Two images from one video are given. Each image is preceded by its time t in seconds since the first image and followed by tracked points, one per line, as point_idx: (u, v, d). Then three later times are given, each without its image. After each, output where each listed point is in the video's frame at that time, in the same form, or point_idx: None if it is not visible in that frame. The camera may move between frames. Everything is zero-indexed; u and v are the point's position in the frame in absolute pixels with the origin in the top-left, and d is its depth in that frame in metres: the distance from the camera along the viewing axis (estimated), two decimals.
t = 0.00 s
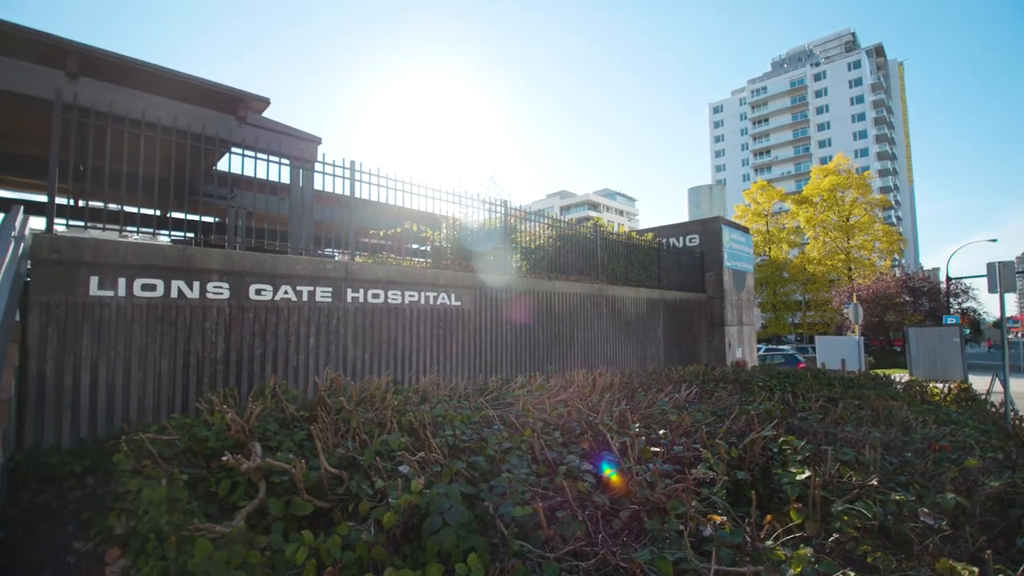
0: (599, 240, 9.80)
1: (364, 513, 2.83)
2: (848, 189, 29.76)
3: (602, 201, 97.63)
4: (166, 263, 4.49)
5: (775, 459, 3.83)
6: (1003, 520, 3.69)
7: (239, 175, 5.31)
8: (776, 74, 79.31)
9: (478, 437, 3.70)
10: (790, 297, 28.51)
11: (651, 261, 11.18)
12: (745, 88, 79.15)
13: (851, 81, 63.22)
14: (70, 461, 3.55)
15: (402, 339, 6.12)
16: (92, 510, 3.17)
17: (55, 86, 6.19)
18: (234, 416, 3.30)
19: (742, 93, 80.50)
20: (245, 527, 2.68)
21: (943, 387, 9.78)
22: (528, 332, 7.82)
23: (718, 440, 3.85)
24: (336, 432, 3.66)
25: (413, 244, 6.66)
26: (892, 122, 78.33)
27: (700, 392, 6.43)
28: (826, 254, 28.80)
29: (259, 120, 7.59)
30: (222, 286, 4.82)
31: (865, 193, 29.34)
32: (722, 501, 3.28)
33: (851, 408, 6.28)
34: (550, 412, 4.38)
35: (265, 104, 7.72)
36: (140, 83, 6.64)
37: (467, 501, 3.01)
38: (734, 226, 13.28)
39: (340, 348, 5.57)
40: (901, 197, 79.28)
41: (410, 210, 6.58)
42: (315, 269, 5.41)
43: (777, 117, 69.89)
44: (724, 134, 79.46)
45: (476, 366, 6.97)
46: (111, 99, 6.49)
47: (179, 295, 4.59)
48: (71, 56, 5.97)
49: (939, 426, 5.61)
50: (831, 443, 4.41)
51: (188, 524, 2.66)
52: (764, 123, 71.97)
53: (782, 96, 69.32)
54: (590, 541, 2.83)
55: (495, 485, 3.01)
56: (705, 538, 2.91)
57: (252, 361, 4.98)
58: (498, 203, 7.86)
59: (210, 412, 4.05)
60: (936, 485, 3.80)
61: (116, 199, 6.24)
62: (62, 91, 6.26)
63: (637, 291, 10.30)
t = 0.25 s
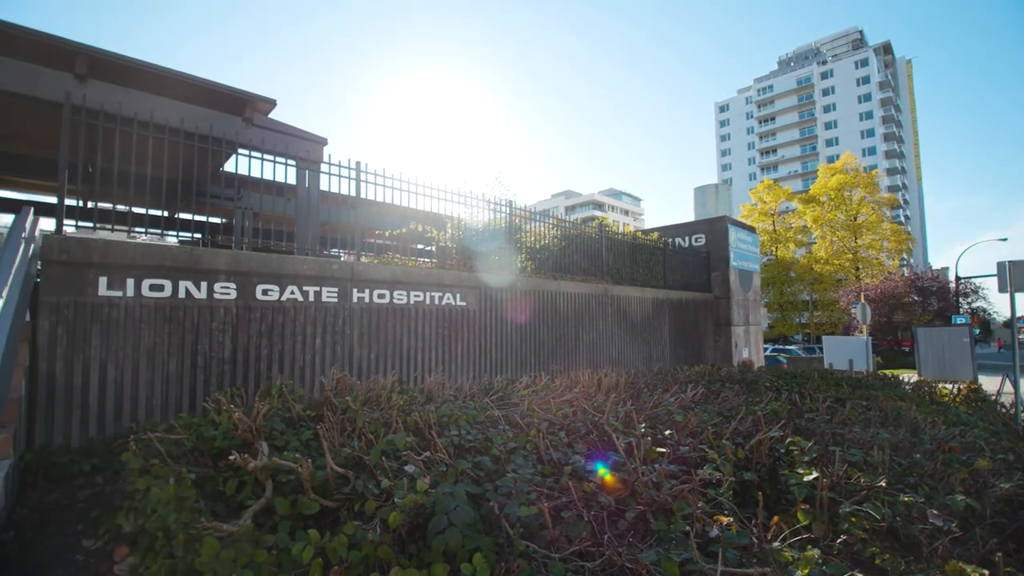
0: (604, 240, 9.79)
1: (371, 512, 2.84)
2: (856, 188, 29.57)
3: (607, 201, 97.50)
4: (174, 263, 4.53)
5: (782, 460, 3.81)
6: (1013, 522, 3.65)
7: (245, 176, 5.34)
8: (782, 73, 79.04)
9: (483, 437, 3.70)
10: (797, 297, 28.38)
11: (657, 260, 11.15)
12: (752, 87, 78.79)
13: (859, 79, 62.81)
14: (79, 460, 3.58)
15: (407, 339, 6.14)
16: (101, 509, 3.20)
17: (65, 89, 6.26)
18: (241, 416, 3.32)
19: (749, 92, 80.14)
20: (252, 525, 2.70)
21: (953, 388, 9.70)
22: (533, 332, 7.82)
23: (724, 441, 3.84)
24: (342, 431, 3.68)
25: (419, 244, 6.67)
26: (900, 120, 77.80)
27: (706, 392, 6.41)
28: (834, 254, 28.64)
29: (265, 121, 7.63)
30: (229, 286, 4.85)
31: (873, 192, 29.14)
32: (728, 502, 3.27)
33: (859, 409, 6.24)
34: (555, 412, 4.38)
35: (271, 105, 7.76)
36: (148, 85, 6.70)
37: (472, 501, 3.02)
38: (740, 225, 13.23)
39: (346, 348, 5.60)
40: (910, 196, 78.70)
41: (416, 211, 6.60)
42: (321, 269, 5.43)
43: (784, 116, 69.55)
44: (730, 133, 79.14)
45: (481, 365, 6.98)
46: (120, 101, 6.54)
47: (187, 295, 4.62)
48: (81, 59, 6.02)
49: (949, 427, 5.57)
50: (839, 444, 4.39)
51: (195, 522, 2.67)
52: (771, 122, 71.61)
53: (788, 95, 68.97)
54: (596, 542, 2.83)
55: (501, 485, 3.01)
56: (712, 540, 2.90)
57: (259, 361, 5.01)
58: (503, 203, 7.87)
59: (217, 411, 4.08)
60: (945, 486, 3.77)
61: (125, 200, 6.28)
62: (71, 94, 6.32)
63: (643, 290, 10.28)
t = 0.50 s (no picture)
0: (609, 239, 9.78)
1: (376, 512, 2.85)
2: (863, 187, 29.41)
3: (612, 200, 97.38)
4: (180, 264, 4.56)
5: (788, 461, 3.80)
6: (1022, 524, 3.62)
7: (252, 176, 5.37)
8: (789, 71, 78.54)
9: (488, 436, 3.70)
10: (803, 296, 28.25)
11: (662, 260, 11.13)
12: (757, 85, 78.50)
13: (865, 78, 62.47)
14: (87, 458, 3.63)
15: (412, 339, 6.16)
16: (109, 507, 3.23)
17: (73, 91, 6.31)
18: (247, 415, 3.34)
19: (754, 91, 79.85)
20: (258, 524, 2.72)
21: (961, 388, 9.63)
22: (538, 332, 7.82)
23: (730, 441, 3.84)
24: (348, 430, 3.69)
25: (423, 244, 6.69)
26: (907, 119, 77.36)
27: (711, 392, 6.39)
28: (840, 253, 28.49)
29: (270, 122, 7.67)
30: (235, 286, 4.88)
31: (880, 191, 28.98)
32: (734, 503, 3.27)
33: (866, 409, 6.21)
34: (560, 412, 4.38)
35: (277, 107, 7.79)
36: (155, 87, 6.74)
37: (477, 500, 3.02)
38: (746, 225, 13.18)
39: (351, 348, 5.62)
40: (917, 195, 78.25)
41: (420, 211, 6.61)
42: (326, 269, 5.45)
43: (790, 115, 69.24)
44: (736, 132, 78.88)
45: (485, 365, 6.98)
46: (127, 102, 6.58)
47: (193, 295, 4.65)
48: (88, 61, 6.06)
49: (957, 428, 5.54)
50: (845, 444, 4.38)
51: (202, 522, 2.69)
52: (777, 120, 71.31)
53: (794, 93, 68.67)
54: (601, 542, 2.83)
55: (506, 485, 3.01)
56: (717, 541, 2.89)
57: (265, 361, 5.03)
58: (508, 203, 7.87)
59: (224, 411, 4.11)
60: (954, 487, 3.74)
61: (132, 201, 6.33)
62: (79, 95, 6.37)
63: (648, 290, 10.26)
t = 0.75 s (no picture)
0: (612, 239, 9.77)
1: (380, 511, 2.85)
2: (868, 186, 29.28)
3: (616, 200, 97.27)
4: (186, 264, 4.58)
5: (793, 462, 3.78)
6: None
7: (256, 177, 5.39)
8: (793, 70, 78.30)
9: (491, 436, 3.71)
10: (808, 296, 28.16)
11: (666, 260, 11.11)
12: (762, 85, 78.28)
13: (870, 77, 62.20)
14: (93, 458, 3.66)
15: (416, 339, 6.16)
16: (114, 507, 3.25)
17: (79, 92, 6.35)
18: (252, 415, 3.36)
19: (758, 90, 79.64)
20: (263, 524, 2.73)
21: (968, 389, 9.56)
22: (541, 331, 7.82)
23: (734, 442, 3.83)
24: (352, 430, 3.70)
25: (427, 244, 6.70)
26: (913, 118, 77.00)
27: (715, 393, 6.38)
28: (845, 253, 28.37)
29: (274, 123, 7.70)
30: (240, 287, 4.90)
31: (885, 190, 28.85)
32: (738, 503, 3.26)
33: (872, 410, 6.19)
34: (564, 412, 4.38)
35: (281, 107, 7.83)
36: (159, 87, 6.77)
37: (481, 500, 3.03)
38: (750, 225, 13.15)
39: (355, 348, 5.63)
40: (923, 194, 77.86)
41: (424, 211, 6.62)
42: (330, 269, 5.47)
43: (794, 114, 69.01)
44: (740, 132, 78.67)
45: (489, 365, 6.99)
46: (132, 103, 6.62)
47: (198, 295, 4.67)
48: (94, 62, 6.09)
49: (963, 428, 5.51)
50: (850, 445, 4.36)
51: (207, 521, 2.70)
52: (781, 120, 71.07)
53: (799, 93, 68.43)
54: (605, 542, 2.83)
55: (509, 485, 3.01)
56: (722, 541, 2.88)
57: (270, 361, 5.05)
58: (511, 203, 7.88)
59: (228, 410, 4.13)
60: (960, 488, 3.72)
61: (137, 202, 6.37)
62: (85, 96, 6.41)
63: (652, 290, 10.25)
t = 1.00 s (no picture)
0: (615, 239, 9.76)
1: (383, 511, 2.86)
2: (872, 185, 29.17)
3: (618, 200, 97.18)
4: (190, 265, 4.60)
5: (797, 462, 3.77)
6: None
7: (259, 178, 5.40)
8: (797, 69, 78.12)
9: (494, 436, 3.70)
10: (811, 296, 28.10)
11: (668, 260, 11.09)
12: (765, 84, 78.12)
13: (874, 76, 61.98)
14: (98, 457, 3.67)
15: (418, 339, 6.17)
16: (119, 506, 3.26)
17: (84, 93, 6.38)
18: (255, 415, 3.36)
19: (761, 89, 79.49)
20: (267, 523, 2.74)
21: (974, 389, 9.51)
22: (543, 332, 7.82)
23: (737, 442, 3.82)
24: (355, 430, 3.70)
25: (429, 245, 6.71)
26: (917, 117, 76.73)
27: (718, 393, 6.36)
28: (849, 253, 28.28)
29: (277, 124, 7.73)
30: (243, 287, 4.91)
31: (889, 189, 28.75)
32: (742, 504, 3.25)
33: (876, 410, 6.16)
34: (566, 412, 4.38)
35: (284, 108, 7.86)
36: (163, 89, 6.80)
37: (484, 500, 3.03)
38: (753, 224, 13.12)
39: (358, 348, 5.64)
40: (927, 194, 77.58)
41: (426, 211, 6.63)
42: (333, 270, 5.48)
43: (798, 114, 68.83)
44: (743, 131, 78.48)
45: (491, 366, 6.99)
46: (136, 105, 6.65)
47: (202, 295, 4.68)
48: (99, 63, 6.12)
49: (968, 429, 5.49)
50: (854, 446, 4.35)
51: (211, 520, 2.70)
52: (785, 119, 70.88)
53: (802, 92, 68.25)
54: (608, 543, 2.83)
55: (512, 485, 3.01)
56: (725, 541, 2.88)
57: (273, 361, 5.06)
58: (513, 203, 7.88)
59: (232, 410, 4.14)
60: (965, 489, 3.70)
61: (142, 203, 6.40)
62: (90, 98, 6.44)
63: (654, 290, 10.23)
